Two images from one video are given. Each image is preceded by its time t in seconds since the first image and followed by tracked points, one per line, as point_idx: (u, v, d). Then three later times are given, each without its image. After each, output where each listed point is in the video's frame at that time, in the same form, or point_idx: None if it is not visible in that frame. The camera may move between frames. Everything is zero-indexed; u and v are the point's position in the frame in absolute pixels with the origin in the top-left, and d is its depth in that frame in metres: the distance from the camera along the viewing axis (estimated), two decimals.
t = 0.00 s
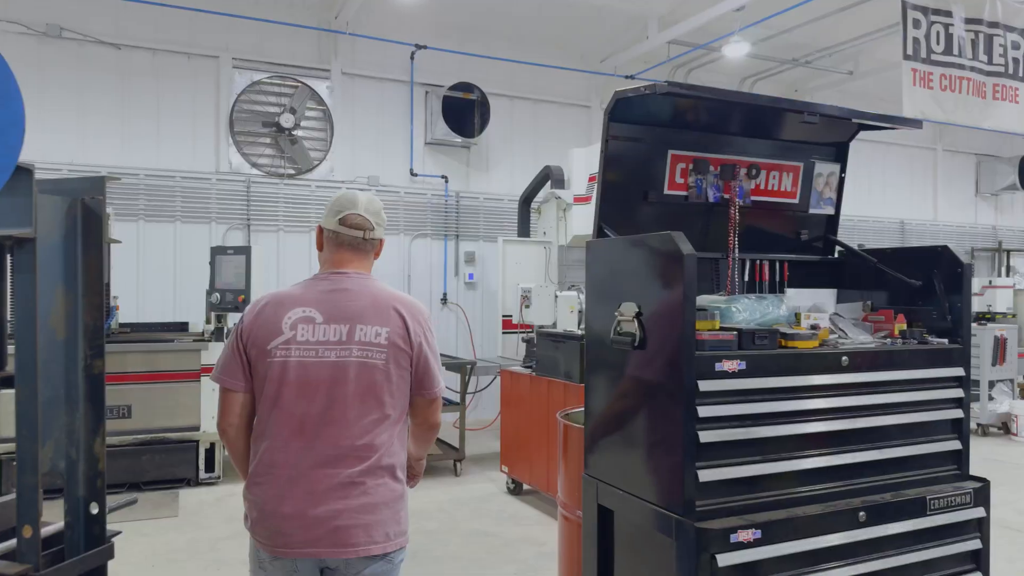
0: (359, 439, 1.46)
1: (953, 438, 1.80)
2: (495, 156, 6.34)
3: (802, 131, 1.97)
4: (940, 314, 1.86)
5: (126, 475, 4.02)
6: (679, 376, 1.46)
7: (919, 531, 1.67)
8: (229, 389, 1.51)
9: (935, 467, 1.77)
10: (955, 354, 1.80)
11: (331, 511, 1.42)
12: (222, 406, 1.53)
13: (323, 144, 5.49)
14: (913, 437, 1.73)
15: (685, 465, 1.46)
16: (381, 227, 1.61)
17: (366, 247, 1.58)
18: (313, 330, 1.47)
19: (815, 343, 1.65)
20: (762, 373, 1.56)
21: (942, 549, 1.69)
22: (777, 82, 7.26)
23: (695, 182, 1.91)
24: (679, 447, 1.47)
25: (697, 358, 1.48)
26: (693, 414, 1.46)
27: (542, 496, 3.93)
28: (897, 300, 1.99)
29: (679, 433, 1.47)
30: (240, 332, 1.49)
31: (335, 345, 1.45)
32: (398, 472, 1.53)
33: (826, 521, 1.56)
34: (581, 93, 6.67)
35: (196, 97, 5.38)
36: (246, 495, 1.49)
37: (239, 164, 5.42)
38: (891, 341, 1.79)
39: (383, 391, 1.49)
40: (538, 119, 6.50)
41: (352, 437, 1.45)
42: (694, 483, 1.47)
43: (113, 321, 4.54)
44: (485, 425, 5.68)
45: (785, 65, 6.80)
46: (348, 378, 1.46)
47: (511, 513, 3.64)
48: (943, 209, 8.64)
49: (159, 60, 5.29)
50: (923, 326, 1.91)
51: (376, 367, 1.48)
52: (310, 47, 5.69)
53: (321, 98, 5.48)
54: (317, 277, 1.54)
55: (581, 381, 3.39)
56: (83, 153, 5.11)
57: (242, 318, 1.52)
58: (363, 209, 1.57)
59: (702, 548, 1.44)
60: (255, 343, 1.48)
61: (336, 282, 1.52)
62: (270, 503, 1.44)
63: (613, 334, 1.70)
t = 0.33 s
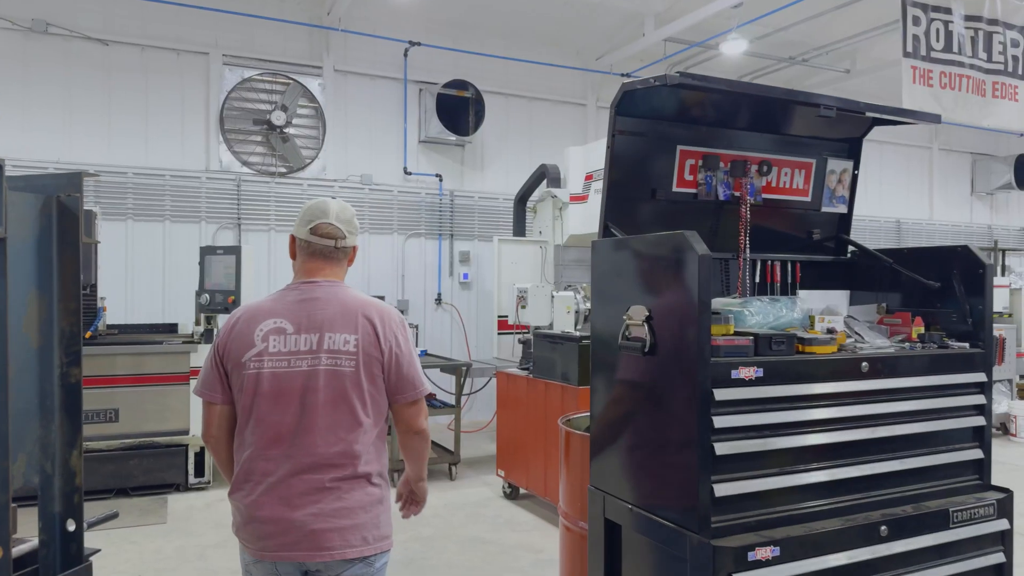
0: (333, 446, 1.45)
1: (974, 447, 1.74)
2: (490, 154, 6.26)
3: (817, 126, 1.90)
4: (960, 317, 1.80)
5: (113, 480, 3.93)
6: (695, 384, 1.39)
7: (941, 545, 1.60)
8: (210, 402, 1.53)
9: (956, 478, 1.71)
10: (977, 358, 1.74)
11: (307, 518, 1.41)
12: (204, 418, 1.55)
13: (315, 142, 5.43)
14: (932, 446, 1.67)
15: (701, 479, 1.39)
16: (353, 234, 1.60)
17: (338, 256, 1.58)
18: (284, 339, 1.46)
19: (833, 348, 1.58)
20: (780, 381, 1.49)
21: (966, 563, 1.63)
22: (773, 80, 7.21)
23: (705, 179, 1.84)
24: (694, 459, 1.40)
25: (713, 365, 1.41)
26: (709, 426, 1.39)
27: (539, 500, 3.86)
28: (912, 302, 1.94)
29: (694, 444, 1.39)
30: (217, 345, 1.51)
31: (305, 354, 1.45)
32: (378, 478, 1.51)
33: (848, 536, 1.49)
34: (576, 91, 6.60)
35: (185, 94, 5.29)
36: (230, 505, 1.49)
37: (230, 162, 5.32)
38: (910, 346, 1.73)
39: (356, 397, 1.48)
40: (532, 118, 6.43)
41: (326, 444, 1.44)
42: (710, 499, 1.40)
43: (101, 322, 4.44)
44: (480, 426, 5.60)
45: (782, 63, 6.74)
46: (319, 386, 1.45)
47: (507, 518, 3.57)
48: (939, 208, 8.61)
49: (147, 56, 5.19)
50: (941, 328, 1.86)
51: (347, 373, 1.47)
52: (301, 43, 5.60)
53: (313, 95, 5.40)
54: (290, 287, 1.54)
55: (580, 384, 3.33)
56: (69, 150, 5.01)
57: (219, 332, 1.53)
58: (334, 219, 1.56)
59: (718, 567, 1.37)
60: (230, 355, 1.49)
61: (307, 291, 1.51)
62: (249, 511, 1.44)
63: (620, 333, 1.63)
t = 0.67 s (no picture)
0: (322, 441, 1.45)
1: (1008, 457, 1.69)
2: (489, 154, 6.19)
3: (842, 121, 1.85)
4: (992, 321, 1.75)
5: (107, 484, 3.85)
6: (722, 388, 1.33)
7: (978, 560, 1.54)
8: (204, 398, 1.54)
9: (990, 490, 1.66)
10: (1011, 364, 1.69)
11: (297, 512, 1.42)
12: (199, 414, 1.56)
13: (313, 141, 5.35)
14: (966, 456, 1.63)
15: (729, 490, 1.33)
16: (338, 231, 1.59)
17: (323, 252, 1.56)
18: (271, 336, 1.46)
19: (865, 354, 1.54)
20: (813, 389, 1.44)
21: None
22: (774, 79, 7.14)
23: (726, 175, 1.78)
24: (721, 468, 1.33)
25: (743, 371, 1.35)
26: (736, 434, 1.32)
27: (541, 505, 3.80)
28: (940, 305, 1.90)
29: (723, 451, 1.33)
30: (210, 342, 1.52)
31: (291, 350, 1.44)
32: (369, 470, 1.51)
33: (886, 553, 1.43)
34: (577, 90, 6.53)
35: (181, 92, 5.21)
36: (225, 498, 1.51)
37: (226, 161, 5.25)
38: (942, 351, 1.68)
39: (343, 391, 1.47)
40: (533, 117, 6.36)
41: (315, 439, 1.44)
42: (739, 514, 1.33)
43: (94, 323, 4.36)
44: (480, 428, 5.53)
45: (784, 62, 6.68)
46: (306, 381, 1.44)
47: (510, 524, 3.50)
48: (940, 208, 8.56)
49: (142, 53, 5.11)
50: (972, 333, 1.80)
51: (334, 367, 1.46)
52: (299, 40, 5.52)
53: (310, 93, 5.32)
54: (277, 284, 1.53)
55: (582, 387, 3.25)
56: (63, 149, 4.93)
57: (211, 329, 1.54)
58: (319, 215, 1.55)
59: None
60: (221, 351, 1.50)
61: (293, 287, 1.50)
62: (244, 506, 1.45)
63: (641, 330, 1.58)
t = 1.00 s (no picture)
0: (327, 432, 1.42)
1: None
2: (490, 150, 6.11)
3: (875, 110, 1.79)
4: None
5: (101, 486, 3.76)
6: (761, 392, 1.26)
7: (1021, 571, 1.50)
8: (216, 392, 1.55)
9: None
10: None
11: (305, 503, 1.40)
12: (211, 408, 1.58)
13: (311, 136, 5.27)
14: (1009, 462, 1.58)
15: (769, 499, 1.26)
16: (343, 227, 1.57)
17: (328, 247, 1.55)
18: (276, 329, 1.45)
19: (906, 354, 1.49)
20: (855, 393, 1.39)
21: None
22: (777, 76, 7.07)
23: (755, 166, 1.72)
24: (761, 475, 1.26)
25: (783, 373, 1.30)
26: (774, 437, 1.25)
27: (545, 507, 3.73)
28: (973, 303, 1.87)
29: (763, 457, 1.26)
30: (218, 337, 1.52)
31: (295, 342, 1.43)
32: (376, 461, 1.48)
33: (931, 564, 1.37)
34: (578, 86, 6.46)
35: (177, 86, 5.12)
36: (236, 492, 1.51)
37: (223, 157, 5.17)
38: (984, 352, 1.63)
39: (348, 382, 1.45)
40: (533, 114, 6.29)
41: (320, 431, 1.42)
42: (781, 525, 1.26)
43: (89, 321, 4.28)
44: (480, 428, 5.46)
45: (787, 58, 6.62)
46: (310, 373, 1.43)
47: (513, 526, 3.44)
48: (941, 206, 8.51)
49: (138, 47, 5.02)
50: (1010, 332, 1.78)
51: (337, 359, 1.44)
52: (297, 34, 5.44)
53: (309, 88, 5.24)
54: (284, 278, 1.53)
55: (589, 387, 3.17)
56: (57, 145, 4.84)
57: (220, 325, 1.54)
58: (325, 211, 1.53)
59: None
60: (229, 346, 1.50)
61: (298, 281, 1.49)
62: (251, 500, 1.44)
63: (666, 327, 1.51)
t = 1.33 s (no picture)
0: (355, 431, 1.46)
1: None
2: (495, 145, 6.03)
3: (920, 94, 1.70)
4: None
5: (103, 486, 3.70)
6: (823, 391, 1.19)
7: None
8: (244, 389, 1.57)
9: None
10: None
11: (331, 501, 1.43)
12: (236, 405, 1.60)
13: (314, 131, 5.21)
14: None
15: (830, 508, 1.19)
16: (373, 229, 1.60)
17: (358, 248, 1.58)
18: (307, 328, 1.47)
19: (968, 355, 1.41)
20: (919, 396, 1.32)
21: None
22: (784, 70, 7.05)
23: (798, 154, 1.65)
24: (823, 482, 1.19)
25: (847, 376, 1.22)
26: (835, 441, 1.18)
27: (556, 507, 3.66)
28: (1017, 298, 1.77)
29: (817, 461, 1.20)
30: (247, 334, 1.54)
31: (325, 342, 1.46)
32: (399, 462, 1.52)
33: None
34: (584, 80, 6.38)
35: (178, 80, 5.04)
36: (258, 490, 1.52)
37: (225, 151, 5.08)
38: None
39: (376, 383, 1.48)
40: (539, 108, 6.21)
41: (348, 430, 1.45)
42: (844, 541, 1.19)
43: (89, 319, 4.20)
44: (486, 427, 5.40)
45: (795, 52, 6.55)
46: (339, 372, 1.46)
47: (524, 528, 3.37)
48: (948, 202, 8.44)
49: (138, 40, 4.94)
50: None
51: (366, 360, 1.47)
52: (300, 27, 5.35)
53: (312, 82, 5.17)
54: (315, 278, 1.55)
55: (603, 386, 3.09)
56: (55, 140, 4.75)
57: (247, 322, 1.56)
58: (356, 213, 1.56)
59: None
60: (257, 343, 1.52)
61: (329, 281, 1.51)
62: (277, 497, 1.46)
63: (703, 330, 1.46)
